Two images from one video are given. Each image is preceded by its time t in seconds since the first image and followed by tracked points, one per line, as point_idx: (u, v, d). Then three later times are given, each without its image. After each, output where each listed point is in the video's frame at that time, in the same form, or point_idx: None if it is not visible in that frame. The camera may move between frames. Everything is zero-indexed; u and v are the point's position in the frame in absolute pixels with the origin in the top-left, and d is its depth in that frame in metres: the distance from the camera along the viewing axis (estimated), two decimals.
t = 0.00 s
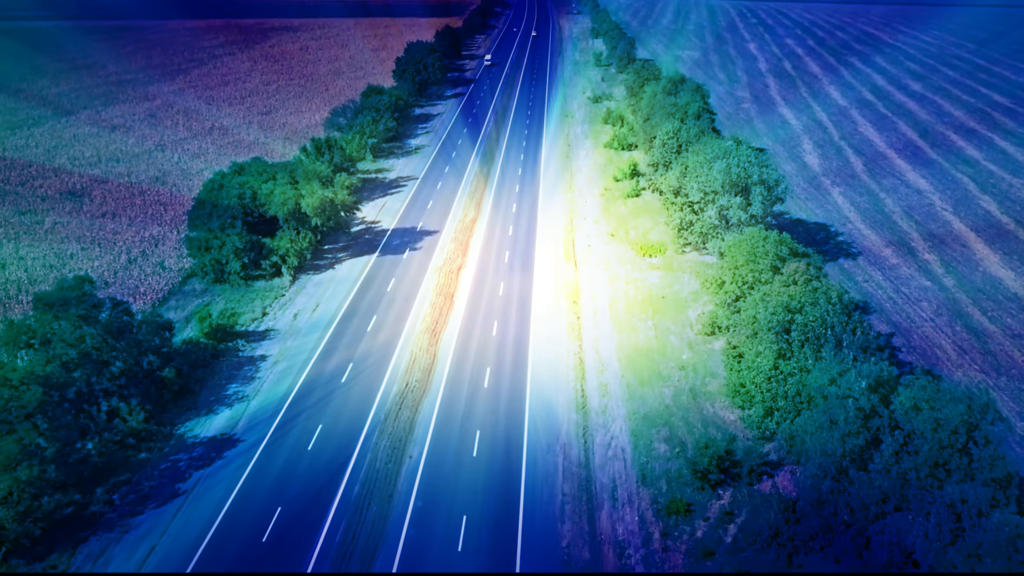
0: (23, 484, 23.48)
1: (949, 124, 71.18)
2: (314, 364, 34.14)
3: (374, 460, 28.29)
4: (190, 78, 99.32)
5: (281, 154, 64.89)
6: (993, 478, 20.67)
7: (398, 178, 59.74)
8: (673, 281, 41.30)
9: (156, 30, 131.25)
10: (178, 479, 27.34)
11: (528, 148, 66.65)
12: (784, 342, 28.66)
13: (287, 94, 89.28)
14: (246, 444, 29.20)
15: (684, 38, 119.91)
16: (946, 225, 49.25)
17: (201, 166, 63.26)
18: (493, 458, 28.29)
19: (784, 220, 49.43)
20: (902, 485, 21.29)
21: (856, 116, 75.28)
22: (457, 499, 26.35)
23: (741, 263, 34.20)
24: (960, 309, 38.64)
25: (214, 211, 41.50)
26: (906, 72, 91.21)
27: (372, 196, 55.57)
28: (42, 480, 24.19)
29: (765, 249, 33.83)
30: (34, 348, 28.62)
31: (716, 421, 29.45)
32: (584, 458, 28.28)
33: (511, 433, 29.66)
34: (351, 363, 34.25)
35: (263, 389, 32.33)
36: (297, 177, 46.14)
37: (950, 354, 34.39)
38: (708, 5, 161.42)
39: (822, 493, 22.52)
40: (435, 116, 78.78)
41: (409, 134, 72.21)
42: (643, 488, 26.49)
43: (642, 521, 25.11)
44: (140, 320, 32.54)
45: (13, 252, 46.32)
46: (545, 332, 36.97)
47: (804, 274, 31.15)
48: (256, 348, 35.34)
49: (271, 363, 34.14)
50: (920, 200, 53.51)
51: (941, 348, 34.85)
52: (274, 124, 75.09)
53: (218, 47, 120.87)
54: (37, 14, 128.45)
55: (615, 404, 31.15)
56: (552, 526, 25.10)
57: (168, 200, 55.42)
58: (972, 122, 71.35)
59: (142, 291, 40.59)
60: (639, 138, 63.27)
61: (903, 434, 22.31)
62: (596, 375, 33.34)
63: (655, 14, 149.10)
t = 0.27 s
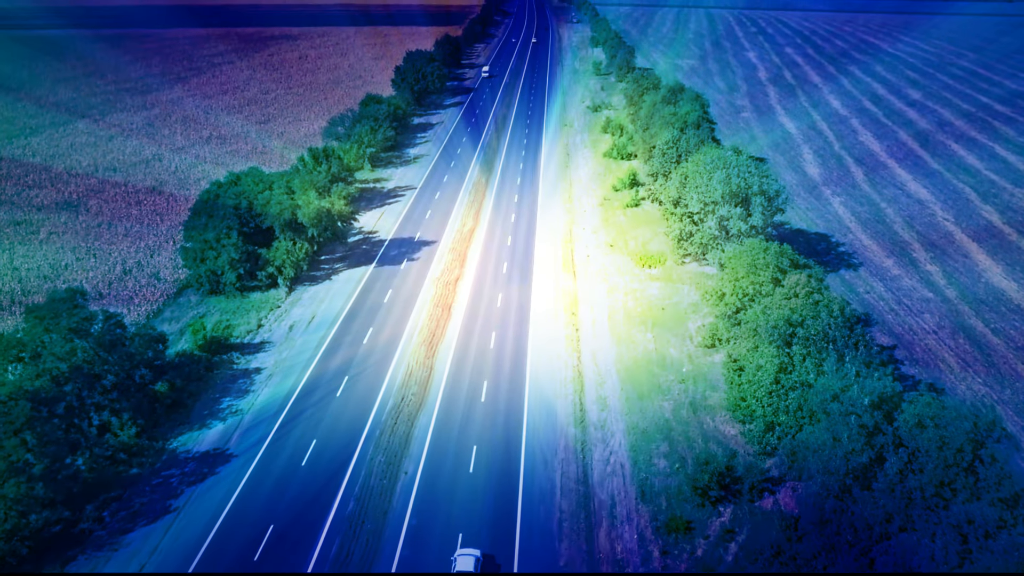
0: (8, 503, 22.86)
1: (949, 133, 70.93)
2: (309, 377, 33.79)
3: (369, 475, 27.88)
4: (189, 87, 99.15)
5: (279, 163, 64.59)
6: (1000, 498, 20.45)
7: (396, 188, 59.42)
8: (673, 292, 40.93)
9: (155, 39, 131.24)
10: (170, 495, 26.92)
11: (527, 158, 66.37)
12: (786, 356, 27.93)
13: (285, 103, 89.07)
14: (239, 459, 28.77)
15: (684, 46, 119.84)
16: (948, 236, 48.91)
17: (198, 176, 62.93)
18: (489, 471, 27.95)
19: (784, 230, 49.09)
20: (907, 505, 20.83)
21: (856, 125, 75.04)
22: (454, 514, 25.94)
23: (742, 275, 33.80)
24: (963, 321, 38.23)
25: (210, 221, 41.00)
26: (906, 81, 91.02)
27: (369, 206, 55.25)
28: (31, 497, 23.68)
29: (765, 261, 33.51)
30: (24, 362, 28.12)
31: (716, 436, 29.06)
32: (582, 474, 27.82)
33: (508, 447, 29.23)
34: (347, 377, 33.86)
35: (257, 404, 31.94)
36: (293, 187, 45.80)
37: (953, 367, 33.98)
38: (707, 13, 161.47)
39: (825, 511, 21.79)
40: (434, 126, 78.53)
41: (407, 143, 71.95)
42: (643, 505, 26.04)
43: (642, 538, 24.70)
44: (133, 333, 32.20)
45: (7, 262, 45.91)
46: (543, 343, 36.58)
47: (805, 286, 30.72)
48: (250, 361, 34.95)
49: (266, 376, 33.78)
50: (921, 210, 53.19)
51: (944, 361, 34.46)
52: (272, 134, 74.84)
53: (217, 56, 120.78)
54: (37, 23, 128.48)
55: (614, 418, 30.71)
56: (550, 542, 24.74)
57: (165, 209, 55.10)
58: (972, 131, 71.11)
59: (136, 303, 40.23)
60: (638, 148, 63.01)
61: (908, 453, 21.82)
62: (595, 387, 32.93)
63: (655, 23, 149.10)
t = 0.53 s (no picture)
0: None
1: (950, 143, 70.63)
2: (304, 391, 33.32)
3: (364, 491, 27.43)
4: (187, 96, 98.91)
5: (276, 173, 64.27)
6: (1007, 519, 19.63)
7: (394, 197, 59.09)
8: (673, 304, 40.53)
9: (155, 48, 131.19)
10: (160, 512, 26.47)
11: (526, 167, 66.05)
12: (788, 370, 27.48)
13: (284, 112, 88.81)
14: (232, 474, 28.31)
15: (684, 55, 119.74)
16: (950, 246, 48.55)
17: (195, 185, 62.59)
18: (486, 488, 27.46)
19: (784, 241, 48.75)
20: (912, 525, 20.19)
21: (857, 134, 74.78)
22: (449, 531, 25.49)
23: (742, 287, 33.42)
24: (966, 333, 37.79)
25: (205, 232, 40.73)
26: (906, 90, 90.80)
27: (367, 216, 54.91)
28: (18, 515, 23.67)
29: (766, 273, 33.11)
30: (15, 376, 28.11)
31: (717, 451, 28.68)
32: (580, 490, 27.39)
33: (506, 462, 28.78)
34: (342, 390, 33.41)
35: (251, 418, 31.49)
36: (290, 197, 45.36)
37: (957, 381, 33.52)
38: (707, 22, 161.50)
39: (828, 531, 21.15)
40: (433, 135, 78.22)
41: (406, 153, 71.67)
42: (642, 523, 25.57)
43: (641, 557, 24.25)
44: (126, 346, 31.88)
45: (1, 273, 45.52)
46: (541, 356, 36.17)
47: (806, 299, 30.37)
48: (245, 374, 34.52)
49: (260, 390, 33.34)
50: (922, 220, 52.86)
51: (947, 374, 34.01)
52: (270, 143, 74.55)
53: (217, 65, 120.64)
54: (37, 32, 128.42)
55: (613, 433, 30.28)
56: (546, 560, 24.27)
57: (161, 219, 54.74)
58: (973, 141, 70.87)
59: (130, 315, 39.83)
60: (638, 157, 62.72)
61: (913, 470, 21.60)
62: (593, 401, 32.50)
63: (655, 32, 149.06)
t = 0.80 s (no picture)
0: None
1: (951, 152, 70.36)
2: (299, 404, 32.92)
3: (359, 507, 27.00)
4: (186, 105, 98.69)
5: (274, 183, 63.98)
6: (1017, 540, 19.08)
7: (392, 207, 58.75)
8: (673, 315, 40.13)
9: (154, 56, 131.10)
10: (151, 528, 26.05)
11: (525, 176, 65.73)
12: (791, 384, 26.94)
13: (282, 121, 88.57)
14: (225, 490, 27.91)
15: (683, 64, 119.62)
16: (952, 256, 48.18)
17: (192, 195, 62.26)
18: (482, 504, 27.03)
19: (785, 251, 48.39)
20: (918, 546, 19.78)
21: (858, 143, 74.47)
22: (445, 547, 25.09)
23: (743, 299, 32.98)
24: (969, 345, 37.39)
25: (201, 242, 40.24)
26: (907, 99, 90.60)
27: (364, 225, 54.57)
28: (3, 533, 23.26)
29: (767, 285, 32.67)
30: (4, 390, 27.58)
31: (717, 467, 28.23)
32: (579, 507, 26.89)
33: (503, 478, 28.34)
34: (337, 404, 33.02)
35: (245, 432, 31.07)
36: (286, 207, 45.01)
37: (960, 394, 33.09)
38: (706, 31, 161.54)
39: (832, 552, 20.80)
40: (432, 144, 77.95)
41: (404, 162, 71.38)
42: (643, 540, 25.16)
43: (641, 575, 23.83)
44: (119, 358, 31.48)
45: None
46: (539, 368, 35.76)
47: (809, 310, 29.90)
48: (240, 387, 34.15)
49: (255, 404, 32.95)
50: (923, 230, 52.52)
51: (950, 387, 33.58)
52: (268, 152, 74.27)
53: (216, 74, 120.50)
54: (36, 40, 128.36)
55: (612, 447, 29.87)
56: None
57: (158, 229, 54.40)
58: (974, 150, 70.59)
59: (125, 326, 39.45)
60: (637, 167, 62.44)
61: (919, 488, 21.14)
62: (592, 415, 32.05)
63: (654, 40, 149.07)
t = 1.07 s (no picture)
0: None
1: (952, 161, 70.10)
2: (294, 417, 32.50)
3: (354, 523, 26.54)
4: (184, 113, 98.50)
5: (272, 192, 63.68)
6: None
7: (390, 216, 58.39)
8: (672, 326, 39.75)
9: (153, 65, 131.03)
10: (142, 545, 25.57)
11: (523, 186, 65.40)
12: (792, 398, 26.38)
13: (281, 130, 88.34)
14: (218, 506, 27.45)
15: (683, 73, 119.52)
16: (954, 267, 47.82)
17: (189, 204, 61.90)
18: (479, 519, 26.55)
19: (785, 261, 48.04)
20: (924, 566, 19.44)
21: (858, 152, 74.21)
22: (440, 564, 24.59)
23: (744, 311, 32.55)
24: (972, 357, 37.00)
25: (195, 253, 39.98)
26: (907, 108, 90.41)
27: (362, 235, 54.23)
28: None
29: (767, 297, 32.18)
30: None
31: (718, 482, 27.82)
32: (577, 524, 26.38)
33: (500, 493, 27.94)
34: (333, 417, 32.61)
35: (238, 446, 30.67)
36: (282, 218, 44.72)
37: (964, 407, 32.68)
38: (706, 40, 161.57)
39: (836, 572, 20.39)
40: (431, 153, 77.71)
41: (403, 171, 71.07)
42: (642, 557, 24.74)
43: None
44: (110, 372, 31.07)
45: None
46: (537, 380, 35.38)
47: (810, 323, 29.55)
48: (234, 400, 33.73)
49: (249, 417, 32.52)
50: (925, 240, 52.20)
51: (954, 400, 33.18)
52: (266, 162, 73.97)
53: (215, 82, 120.36)
54: (36, 49, 128.30)
55: (611, 461, 29.46)
56: None
57: (154, 239, 54.05)
58: (974, 159, 70.34)
59: (119, 337, 39.00)
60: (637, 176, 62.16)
61: (925, 506, 20.74)
62: (591, 428, 31.64)
63: (654, 49, 149.03)
